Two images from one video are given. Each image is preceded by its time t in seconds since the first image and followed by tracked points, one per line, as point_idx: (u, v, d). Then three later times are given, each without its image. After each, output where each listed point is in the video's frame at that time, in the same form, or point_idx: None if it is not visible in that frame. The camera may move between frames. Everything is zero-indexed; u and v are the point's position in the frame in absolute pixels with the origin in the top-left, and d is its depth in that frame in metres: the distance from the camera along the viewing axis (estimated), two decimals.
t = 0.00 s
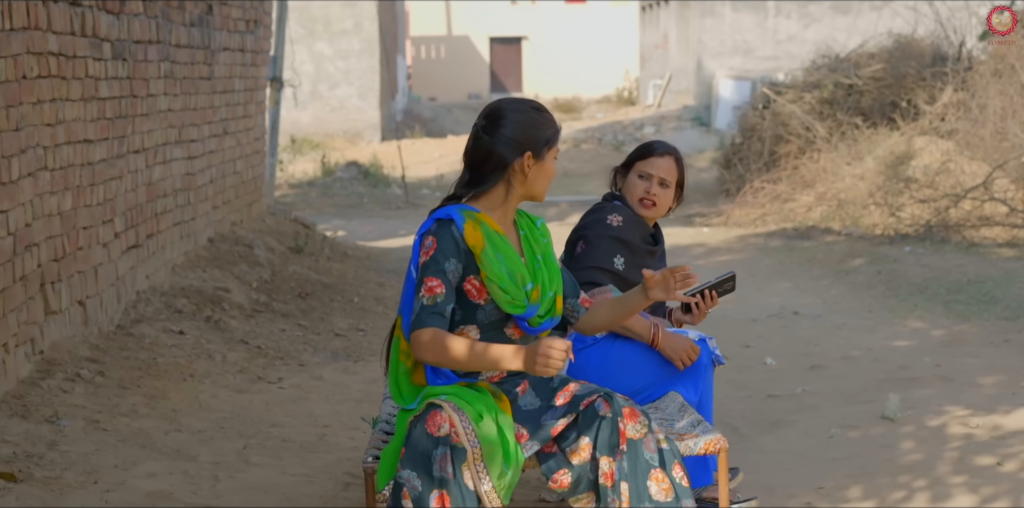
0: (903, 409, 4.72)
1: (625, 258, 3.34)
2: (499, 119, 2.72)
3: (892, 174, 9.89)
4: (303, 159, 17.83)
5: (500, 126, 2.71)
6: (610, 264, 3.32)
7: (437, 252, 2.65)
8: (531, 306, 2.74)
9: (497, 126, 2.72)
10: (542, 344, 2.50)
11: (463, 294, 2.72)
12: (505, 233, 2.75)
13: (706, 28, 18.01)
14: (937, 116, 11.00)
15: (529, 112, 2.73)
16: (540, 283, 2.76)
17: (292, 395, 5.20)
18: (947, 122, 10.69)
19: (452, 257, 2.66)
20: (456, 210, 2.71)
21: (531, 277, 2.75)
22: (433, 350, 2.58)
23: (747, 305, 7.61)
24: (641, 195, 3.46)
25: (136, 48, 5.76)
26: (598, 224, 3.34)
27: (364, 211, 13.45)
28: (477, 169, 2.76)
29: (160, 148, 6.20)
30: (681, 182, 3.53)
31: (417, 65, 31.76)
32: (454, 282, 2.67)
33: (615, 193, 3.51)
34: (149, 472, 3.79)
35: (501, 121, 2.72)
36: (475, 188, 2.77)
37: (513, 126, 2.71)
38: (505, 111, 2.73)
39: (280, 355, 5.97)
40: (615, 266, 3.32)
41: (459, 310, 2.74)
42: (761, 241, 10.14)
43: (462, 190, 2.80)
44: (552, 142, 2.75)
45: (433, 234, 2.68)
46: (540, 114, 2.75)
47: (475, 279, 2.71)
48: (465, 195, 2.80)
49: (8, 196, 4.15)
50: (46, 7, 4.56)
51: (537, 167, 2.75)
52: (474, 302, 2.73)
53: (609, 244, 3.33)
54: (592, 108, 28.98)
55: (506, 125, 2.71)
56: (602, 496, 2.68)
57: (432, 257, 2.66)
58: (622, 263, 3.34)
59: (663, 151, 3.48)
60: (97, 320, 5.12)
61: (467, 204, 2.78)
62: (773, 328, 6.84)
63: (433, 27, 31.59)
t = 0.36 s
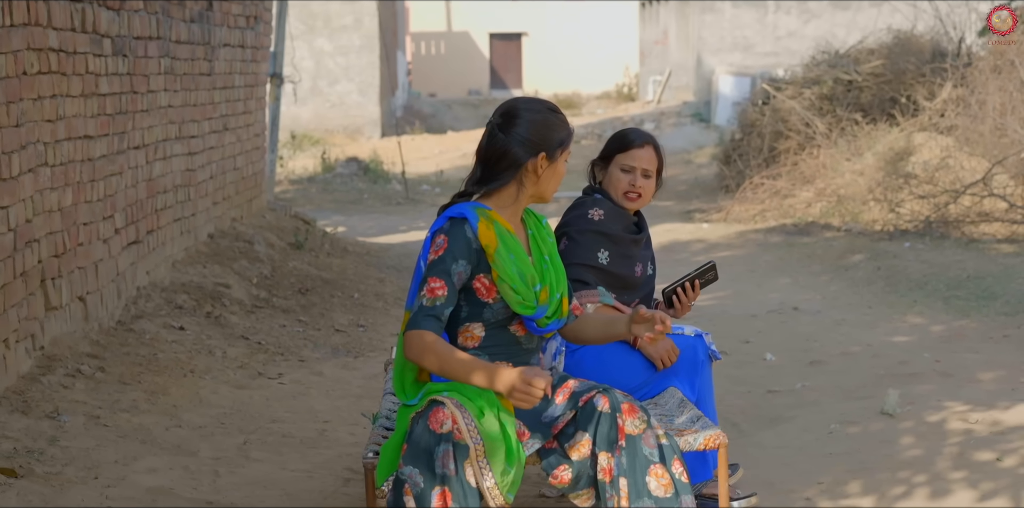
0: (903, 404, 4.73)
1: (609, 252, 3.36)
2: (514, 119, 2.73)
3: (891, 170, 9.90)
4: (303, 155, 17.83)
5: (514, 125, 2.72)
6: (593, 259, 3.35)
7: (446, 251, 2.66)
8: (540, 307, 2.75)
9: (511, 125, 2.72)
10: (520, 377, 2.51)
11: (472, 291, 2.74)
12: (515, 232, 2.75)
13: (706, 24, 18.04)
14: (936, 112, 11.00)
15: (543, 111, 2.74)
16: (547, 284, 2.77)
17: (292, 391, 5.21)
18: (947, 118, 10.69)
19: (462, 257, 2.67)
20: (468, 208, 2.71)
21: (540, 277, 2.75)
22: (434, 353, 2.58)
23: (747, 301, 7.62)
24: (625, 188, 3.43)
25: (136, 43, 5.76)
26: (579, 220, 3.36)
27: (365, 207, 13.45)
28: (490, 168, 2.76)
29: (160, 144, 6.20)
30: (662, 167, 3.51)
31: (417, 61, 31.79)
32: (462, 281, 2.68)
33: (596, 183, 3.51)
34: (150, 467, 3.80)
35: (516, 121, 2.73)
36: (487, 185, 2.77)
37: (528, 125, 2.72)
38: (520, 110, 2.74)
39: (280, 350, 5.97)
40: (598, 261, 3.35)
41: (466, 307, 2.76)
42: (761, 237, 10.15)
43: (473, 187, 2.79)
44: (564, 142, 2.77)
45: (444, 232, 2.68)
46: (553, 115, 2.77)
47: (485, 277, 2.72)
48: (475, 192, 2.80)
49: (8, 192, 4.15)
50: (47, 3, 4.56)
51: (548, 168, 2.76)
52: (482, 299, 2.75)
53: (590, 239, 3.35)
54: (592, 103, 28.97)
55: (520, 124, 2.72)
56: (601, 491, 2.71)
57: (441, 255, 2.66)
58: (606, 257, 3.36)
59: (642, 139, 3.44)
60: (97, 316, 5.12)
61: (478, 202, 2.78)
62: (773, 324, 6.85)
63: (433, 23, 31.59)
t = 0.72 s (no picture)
0: (903, 401, 4.73)
1: (599, 252, 3.37)
2: (511, 114, 2.73)
3: (892, 166, 9.90)
4: (303, 152, 17.82)
5: (512, 121, 2.72)
6: (584, 259, 3.35)
7: (444, 247, 2.66)
8: (540, 302, 2.74)
9: (509, 121, 2.72)
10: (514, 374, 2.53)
11: (472, 286, 2.74)
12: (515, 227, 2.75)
13: (706, 20, 18.11)
14: (936, 108, 11.01)
15: (540, 107, 2.73)
16: (547, 279, 2.77)
17: (292, 387, 5.21)
18: (947, 114, 10.69)
19: (460, 253, 2.66)
20: (466, 203, 2.71)
21: (540, 272, 2.75)
22: (433, 350, 2.58)
23: (747, 297, 7.62)
24: (614, 183, 3.42)
25: (136, 40, 5.76)
26: (566, 221, 3.36)
27: (365, 204, 13.44)
28: (488, 163, 2.77)
29: (160, 141, 6.20)
30: (649, 158, 3.48)
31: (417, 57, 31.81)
32: (460, 276, 2.68)
33: (584, 178, 3.50)
34: (150, 464, 3.80)
35: (512, 116, 2.73)
36: (486, 181, 2.78)
37: (525, 121, 2.71)
38: (518, 106, 2.73)
39: (280, 347, 5.98)
40: (589, 260, 3.35)
41: (467, 302, 2.76)
42: (761, 233, 10.15)
43: (471, 183, 2.80)
44: (563, 137, 2.76)
45: (442, 228, 2.68)
46: (552, 110, 2.75)
47: (484, 272, 2.72)
48: (474, 188, 2.80)
49: (8, 188, 4.15)
50: None
51: (546, 162, 2.75)
52: (481, 294, 2.75)
53: (580, 239, 3.35)
54: (592, 100, 28.95)
55: (518, 120, 2.71)
56: (601, 486, 2.72)
57: (439, 251, 2.66)
58: (597, 257, 3.36)
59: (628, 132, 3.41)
60: (97, 312, 5.13)
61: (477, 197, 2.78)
62: (773, 320, 6.85)
63: (433, 19, 31.59)
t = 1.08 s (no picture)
0: (902, 402, 4.73)
1: (590, 254, 3.37)
2: (506, 115, 2.73)
3: (891, 167, 9.91)
4: (302, 153, 17.82)
5: (506, 122, 2.72)
6: (574, 262, 3.36)
7: (440, 248, 2.65)
8: (537, 302, 2.74)
9: (503, 121, 2.73)
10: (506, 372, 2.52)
11: (470, 287, 2.74)
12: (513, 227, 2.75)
13: (705, 21, 18.08)
14: (935, 109, 11.02)
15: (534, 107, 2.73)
16: (545, 280, 2.77)
17: (291, 388, 5.21)
18: (947, 115, 10.69)
19: (456, 254, 2.66)
20: (462, 203, 2.71)
21: (538, 273, 2.75)
22: (430, 352, 2.57)
23: (746, 298, 7.62)
24: (602, 180, 3.42)
25: (136, 41, 5.77)
26: (556, 223, 3.37)
27: (364, 205, 13.44)
28: (485, 163, 2.77)
29: (160, 142, 6.20)
30: (641, 156, 3.49)
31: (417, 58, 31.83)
32: (457, 277, 2.67)
33: (578, 179, 3.52)
34: (150, 465, 3.79)
35: (508, 118, 2.73)
36: (482, 181, 2.79)
37: (519, 122, 2.71)
38: (512, 106, 2.73)
39: (279, 348, 5.97)
40: (579, 263, 3.36)
41: (465, 302, 2.76)
42: (761, 234, 10.15)
43: (469, 183, 2.81)
44: (560, 137, 2.76)
45: (438, 229, 2.68)
46: (546, 110, 2.75)
47: (482, 272, 2.72)
48: (472, 188, 2.81)
49: (8, 189, 4.15)
50: None
51: (543, 163, 2.75)
52: (480, 295, 2.75)
53: (570, 241, 3.36)
54: (591, 101, 28.95)
55: (513, 120, 2.72)
56: (600, 487, 2.72)
57: (436, 252, 2.65)
58: (587, 259, 3.36)
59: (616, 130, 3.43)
60: (97, 313, 5.13)
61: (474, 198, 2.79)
62: (772, 321, 6.85)
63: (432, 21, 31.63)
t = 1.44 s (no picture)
0: (902, 402, 4.73)
1: (588, 256, 3.37)
2: (510, 120, 2.72)
3: (891, 168, 9.91)
4: (303, 153, 17.82)
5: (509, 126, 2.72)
6: (571, 264, 3.37)
7: (434, 251, 2.65)
8: (535, 308, 2.75)
9: (507, 126, 2.72)
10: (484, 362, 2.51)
11: (469, 292, 2.74)
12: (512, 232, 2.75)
13: (705, 21, 18.07)
14: (935, 110, 11.01)
15: (540, 111, 2.73)
16: (544, 285, 2.76)
17: (291, 389, 5.21)
18: (947, 115, 10.69)
19: (449, 257, 2.65)
20: (460, 208, 2.71)
21: (537, 277, 2.75)
22: (421, 353, 2.55)
23: (746, 298, 7.62)
24: (603, 183, 3.42)
25: (136, 41, 5.76)
26: (555, 226, 3.38)
27: (364, 205, 13.44)
28: (488, 168, 2.77)
29: (160, 142, 6.20)
30: (640, 156, 3.48)
31: (417, 58, 31.85)
32: (449, 281, 2.67)
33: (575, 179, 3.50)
34: (150, 465, 3.79)
35: (512, 122, 2.72)
36: (486, 185, 2.78)
37: (522, 126, 2.71)
38: (515, 110, 2.73)
39: (279, 348, 5.97)
40: (577, 266, 3.36)
41: (463, 307, 2.76)
42: (761, 234, 10.15)
43: (473, 187, 2.80)
44: (564, 143, 2.75)
45: (434, 232, 2.68)
46: (551, 114, 2.75)
47: (480, 277, 2.72)
48: (475, 191, 2.81)
49: (8, 190, 4.15)
50: None
51: (547, 167, 2.75)
52: (478, 298, 2.74)
53: (567, 244, 3.37)
54: (591, 101, 28.95)
55: (516, 125, 2.71)
56: (599, 488, 2.73)
57: (428, 255, 2.65)
58: (586, 262, 3.37)
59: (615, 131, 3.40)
60: (97, 314, 5.13)
61: (476, 201, 2.78)
62: (772, 321, 6.85)
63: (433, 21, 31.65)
